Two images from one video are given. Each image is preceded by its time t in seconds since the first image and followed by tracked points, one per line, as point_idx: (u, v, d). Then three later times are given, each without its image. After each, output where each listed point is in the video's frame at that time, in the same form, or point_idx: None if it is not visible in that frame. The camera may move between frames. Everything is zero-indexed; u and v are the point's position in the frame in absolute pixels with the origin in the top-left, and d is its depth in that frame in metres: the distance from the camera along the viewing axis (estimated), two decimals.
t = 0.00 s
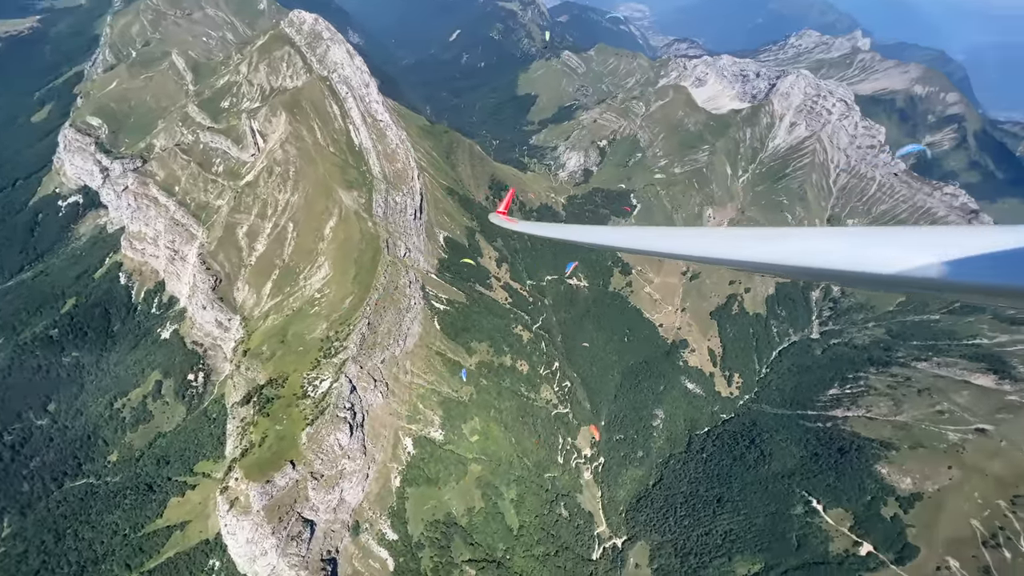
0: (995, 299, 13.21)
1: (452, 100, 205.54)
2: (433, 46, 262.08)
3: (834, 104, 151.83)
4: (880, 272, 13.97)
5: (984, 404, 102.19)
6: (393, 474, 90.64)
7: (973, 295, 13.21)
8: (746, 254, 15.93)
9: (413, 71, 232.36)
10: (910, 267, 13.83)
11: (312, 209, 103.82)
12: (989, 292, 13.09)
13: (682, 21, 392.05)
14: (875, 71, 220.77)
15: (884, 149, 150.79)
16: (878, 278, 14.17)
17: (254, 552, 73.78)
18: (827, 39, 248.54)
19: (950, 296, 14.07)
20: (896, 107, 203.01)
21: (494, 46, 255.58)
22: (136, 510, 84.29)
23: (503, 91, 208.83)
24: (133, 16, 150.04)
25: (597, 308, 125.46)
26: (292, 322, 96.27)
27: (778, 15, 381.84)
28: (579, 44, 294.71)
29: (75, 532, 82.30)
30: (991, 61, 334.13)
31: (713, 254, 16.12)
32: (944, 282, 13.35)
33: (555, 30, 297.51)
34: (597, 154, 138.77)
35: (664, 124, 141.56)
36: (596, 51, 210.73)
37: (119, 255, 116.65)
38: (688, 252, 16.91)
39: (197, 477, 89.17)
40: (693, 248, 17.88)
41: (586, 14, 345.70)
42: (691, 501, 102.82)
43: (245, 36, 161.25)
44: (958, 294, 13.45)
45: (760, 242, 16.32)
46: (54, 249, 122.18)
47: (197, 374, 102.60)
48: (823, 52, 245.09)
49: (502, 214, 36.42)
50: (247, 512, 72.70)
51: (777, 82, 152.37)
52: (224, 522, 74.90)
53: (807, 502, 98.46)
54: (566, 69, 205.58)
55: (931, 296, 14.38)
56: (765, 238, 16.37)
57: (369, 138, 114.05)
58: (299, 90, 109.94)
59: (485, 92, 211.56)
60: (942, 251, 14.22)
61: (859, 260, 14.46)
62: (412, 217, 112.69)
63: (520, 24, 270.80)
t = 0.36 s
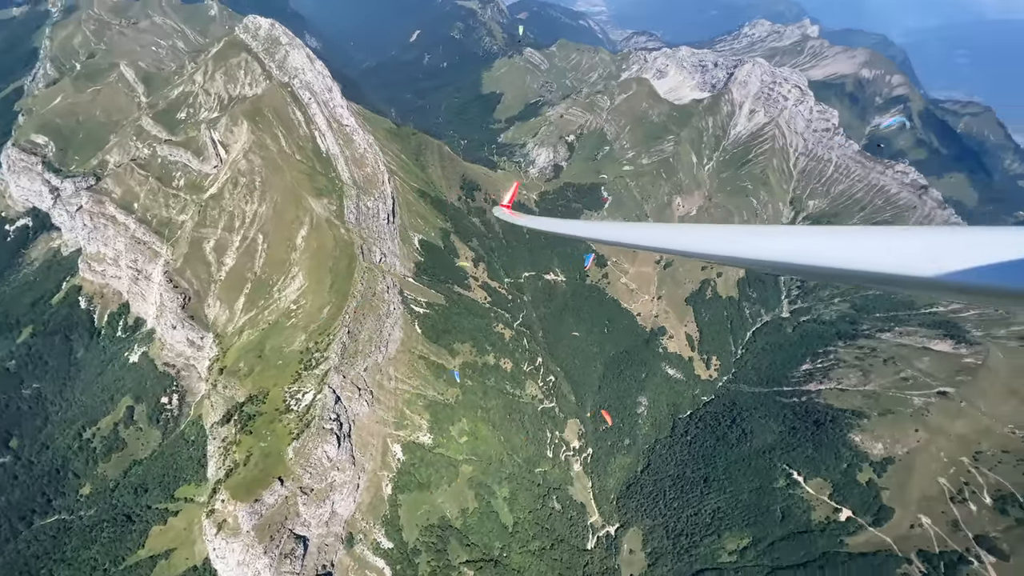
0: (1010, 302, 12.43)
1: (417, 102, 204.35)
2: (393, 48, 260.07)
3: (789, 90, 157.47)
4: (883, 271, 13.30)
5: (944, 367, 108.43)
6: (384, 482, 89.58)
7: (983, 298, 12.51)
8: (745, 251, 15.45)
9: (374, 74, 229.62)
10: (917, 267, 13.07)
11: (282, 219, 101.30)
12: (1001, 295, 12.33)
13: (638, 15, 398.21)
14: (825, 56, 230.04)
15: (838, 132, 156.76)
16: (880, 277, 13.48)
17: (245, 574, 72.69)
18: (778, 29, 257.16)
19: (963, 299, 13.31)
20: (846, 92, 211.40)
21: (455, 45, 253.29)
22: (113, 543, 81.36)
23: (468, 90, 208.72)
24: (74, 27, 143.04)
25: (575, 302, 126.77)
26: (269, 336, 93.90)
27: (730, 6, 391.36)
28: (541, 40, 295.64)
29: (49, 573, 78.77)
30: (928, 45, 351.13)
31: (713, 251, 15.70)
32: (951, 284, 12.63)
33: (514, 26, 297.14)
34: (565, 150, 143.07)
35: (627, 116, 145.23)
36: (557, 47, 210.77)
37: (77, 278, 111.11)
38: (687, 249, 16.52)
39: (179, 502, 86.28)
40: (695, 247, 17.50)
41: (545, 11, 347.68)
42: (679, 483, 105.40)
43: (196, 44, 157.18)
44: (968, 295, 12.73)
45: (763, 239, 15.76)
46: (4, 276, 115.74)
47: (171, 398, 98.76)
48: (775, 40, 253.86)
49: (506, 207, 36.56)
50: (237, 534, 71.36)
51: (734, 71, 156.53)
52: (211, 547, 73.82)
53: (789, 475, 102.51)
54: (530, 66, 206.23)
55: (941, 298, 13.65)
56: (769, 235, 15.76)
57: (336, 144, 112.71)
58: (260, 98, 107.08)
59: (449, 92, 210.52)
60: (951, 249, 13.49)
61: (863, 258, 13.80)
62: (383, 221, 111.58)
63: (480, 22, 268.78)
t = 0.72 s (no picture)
0: (984, 299, 12.77)
1: (380, 107, 202.66)
2: (351, 54, 258.18)
3: (743, 81, 161.16)
4: (857, 270, 14.03)
5: (902, 338, 114.79)
6: (373, 493, 88.02)
7: (955, 293, 12.98)
8: (738, 253, 16.60)
9: (333, 79, 226.73)
10: (889, 267, 13.72)
11: (248, 232, 98.17)
12: (973, 291, 12.70)
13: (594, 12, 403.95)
14: (773, 48, 240.91)
15: (792, 120, 160.68)
16: (857, 276, 14.16)
17: None
18: (729, 22, 267.22)
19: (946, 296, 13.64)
20: (796, 80, 220.12)
21: (415, 48, 251.04)
22: None
23: (430, 92, 208.32)
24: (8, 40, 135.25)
25: (551, 298, 128.09)
26: (242, 353, 91.09)
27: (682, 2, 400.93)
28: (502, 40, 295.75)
29: None
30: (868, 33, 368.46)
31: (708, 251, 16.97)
32: (925, 282, 13.06)
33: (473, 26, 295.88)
34: (532, 147, 148.42)
35: (592, 112, 148.82)
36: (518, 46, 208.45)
37: (27, 307, 105.84)
38: (687, 252, 17.65)
39: (157, 533, 82.91)
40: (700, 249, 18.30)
41: (503, 11, 348.18)
42: (664, 468, 108.19)
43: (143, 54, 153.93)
44: (943, 293, 13.18)
45: (755, 241, 16.71)
46: None
47: (141, 425, 94.46)
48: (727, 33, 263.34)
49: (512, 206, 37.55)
50: (223, 559, 69.44)
51: (690, 64, 162.05)
52: (194, 572, 71.13)
53: (767, 451, 106.34)
54: (491, 66, 206.18)
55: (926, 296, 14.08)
56: (764, 239, 16.65)
57: (299, 152, 109.66)
58: (216, 108, 103.61)
59: (412, 95, 209.00)
60: (935, 248, 13.93)
61: (844, 258, 14.55)
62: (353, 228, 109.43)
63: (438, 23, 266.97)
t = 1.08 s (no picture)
0: (992, 304, 10.09)
1: (339, 113, 199.63)
2: (306, 59, 249.86)
3: (699, 75, 167.38)
4: (834, 268, 11.57)
5: (861, 315, 120.75)
6: (360, 506, 85.76)
7: (951, 296, 10.41)
8: (707, 249, 14.40)
9: (289, 86, 221.21)
10: (873, 263, 11.23)
11: (211, 248, 94.16)
12: (974, 294, 10.10)
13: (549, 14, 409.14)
14: (725, 43, 248.63)
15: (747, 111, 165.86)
16: (833, 276, 11.72)
17: None
18: (682, 18, 274.24)
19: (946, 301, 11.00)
20: (748, 74, 229.64)
21: (372, 53, 247.69)
22: None
23: (392, 96, 206.16)
24: None
25: (526, 297, 126.86)
26: (214, 372, 88.10)
27: None
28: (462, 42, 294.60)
29: None
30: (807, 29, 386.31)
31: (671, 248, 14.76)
32: (915, 283, 10.56)
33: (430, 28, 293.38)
34: (498, 148, 150.74)
35: (554, 111, 152.22)
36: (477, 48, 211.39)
37: None
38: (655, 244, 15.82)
39: (132, 567, 77.52)
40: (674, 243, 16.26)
41: (461, 17, 353.76)
42: (647, 456, 110.06)
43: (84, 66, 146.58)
44: (937, 296, 10.61)
45: (729, 234, 14.56)
46: None
47: (107, 456, 88.62)
48: (680, 29, 270.99)
49: (514, 210, 37.81)
50: None
51: (648, 61, 168.12)
52: None
53: (743, 432, 109.64)
54: (452, 68, 205.26)
55: (925, 300, 11.43)
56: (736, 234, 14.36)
57: (260, 164, 107.85)
58: (168, 120, 99.63)
59: (373, 100, 206.41)
60: (933, 245, 11.26)
61: (821, 253, 12.12)
62: (320, 237, 107.24)
63: (395, 26, 263.96)
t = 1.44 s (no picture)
0: (1003, 297, 8.68)
1: (298, 122, 195.21)
2: (260, 67, 242.44)
3: (657, 72, 171.24)
4: (821, 262, 10.53)
5: (821, 297, 125.83)
6: (346, 520, 83.26)
7: (953, 290, 9.06)
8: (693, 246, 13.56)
9: (244, 94, 215.02)
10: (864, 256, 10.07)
11: (173, 265, 88.36)
12: (976, 286, 8.74)
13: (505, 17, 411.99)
14: (678, 40, 255.26)
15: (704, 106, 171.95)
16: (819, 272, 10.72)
17: None
18: (636, 16, 276.57)
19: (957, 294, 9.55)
20: (702, 70, 235.85)
21: (329, 58, 242.79)
22: None
23: (353, 102, 202.44)
24: None
25: (501, 298, 126.06)
26: (183, 395, 82.75)
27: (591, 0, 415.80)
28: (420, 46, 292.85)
29: None
30: (750, 28, 402.12)
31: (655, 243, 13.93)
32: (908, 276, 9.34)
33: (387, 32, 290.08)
34: (464, 151, 151.56)
35: (519, 112, 156.32)
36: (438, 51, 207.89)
37: None
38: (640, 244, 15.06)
39: None
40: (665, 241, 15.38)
41: (417, 22, 351.66)
42: (629, 447, 111.62)
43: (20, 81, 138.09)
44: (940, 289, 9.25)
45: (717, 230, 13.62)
46: None
47: (69, 491, 79.31)
48: (634, 28, 272.43)
49: (515, 215, 37.93)
50: None
51: (607, 60, 170.83)
52: None
53: (720, 417, 112.46)
54: (412, 72, 202.43)
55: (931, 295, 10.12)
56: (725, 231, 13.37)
57: (220, 175, 103.68)
58: (117, 134, 94.80)
59: (333, 107, 202.54)
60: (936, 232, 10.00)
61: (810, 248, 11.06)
62: (287, 249, 104.51)
63: (351, 30, 258.43)
